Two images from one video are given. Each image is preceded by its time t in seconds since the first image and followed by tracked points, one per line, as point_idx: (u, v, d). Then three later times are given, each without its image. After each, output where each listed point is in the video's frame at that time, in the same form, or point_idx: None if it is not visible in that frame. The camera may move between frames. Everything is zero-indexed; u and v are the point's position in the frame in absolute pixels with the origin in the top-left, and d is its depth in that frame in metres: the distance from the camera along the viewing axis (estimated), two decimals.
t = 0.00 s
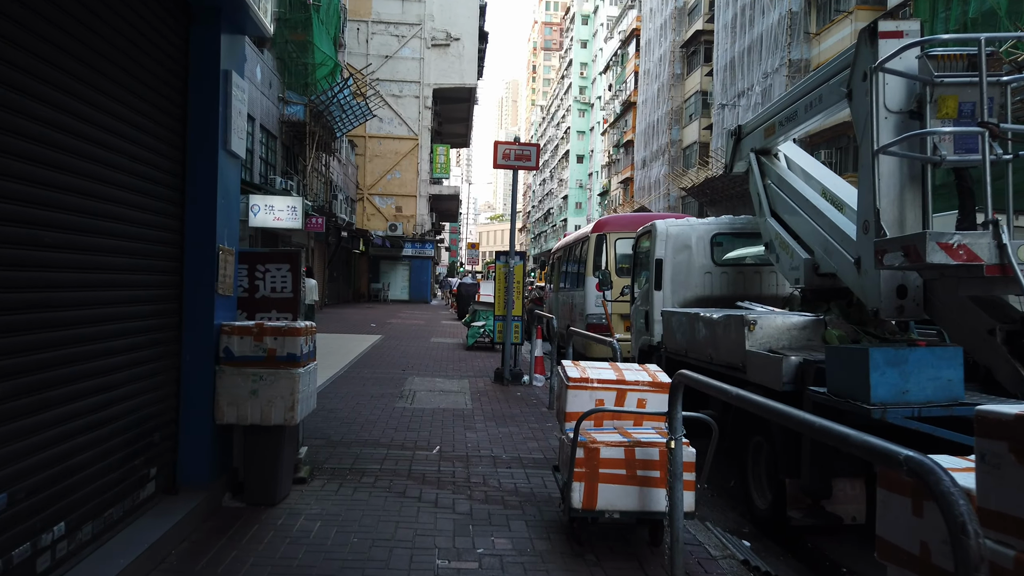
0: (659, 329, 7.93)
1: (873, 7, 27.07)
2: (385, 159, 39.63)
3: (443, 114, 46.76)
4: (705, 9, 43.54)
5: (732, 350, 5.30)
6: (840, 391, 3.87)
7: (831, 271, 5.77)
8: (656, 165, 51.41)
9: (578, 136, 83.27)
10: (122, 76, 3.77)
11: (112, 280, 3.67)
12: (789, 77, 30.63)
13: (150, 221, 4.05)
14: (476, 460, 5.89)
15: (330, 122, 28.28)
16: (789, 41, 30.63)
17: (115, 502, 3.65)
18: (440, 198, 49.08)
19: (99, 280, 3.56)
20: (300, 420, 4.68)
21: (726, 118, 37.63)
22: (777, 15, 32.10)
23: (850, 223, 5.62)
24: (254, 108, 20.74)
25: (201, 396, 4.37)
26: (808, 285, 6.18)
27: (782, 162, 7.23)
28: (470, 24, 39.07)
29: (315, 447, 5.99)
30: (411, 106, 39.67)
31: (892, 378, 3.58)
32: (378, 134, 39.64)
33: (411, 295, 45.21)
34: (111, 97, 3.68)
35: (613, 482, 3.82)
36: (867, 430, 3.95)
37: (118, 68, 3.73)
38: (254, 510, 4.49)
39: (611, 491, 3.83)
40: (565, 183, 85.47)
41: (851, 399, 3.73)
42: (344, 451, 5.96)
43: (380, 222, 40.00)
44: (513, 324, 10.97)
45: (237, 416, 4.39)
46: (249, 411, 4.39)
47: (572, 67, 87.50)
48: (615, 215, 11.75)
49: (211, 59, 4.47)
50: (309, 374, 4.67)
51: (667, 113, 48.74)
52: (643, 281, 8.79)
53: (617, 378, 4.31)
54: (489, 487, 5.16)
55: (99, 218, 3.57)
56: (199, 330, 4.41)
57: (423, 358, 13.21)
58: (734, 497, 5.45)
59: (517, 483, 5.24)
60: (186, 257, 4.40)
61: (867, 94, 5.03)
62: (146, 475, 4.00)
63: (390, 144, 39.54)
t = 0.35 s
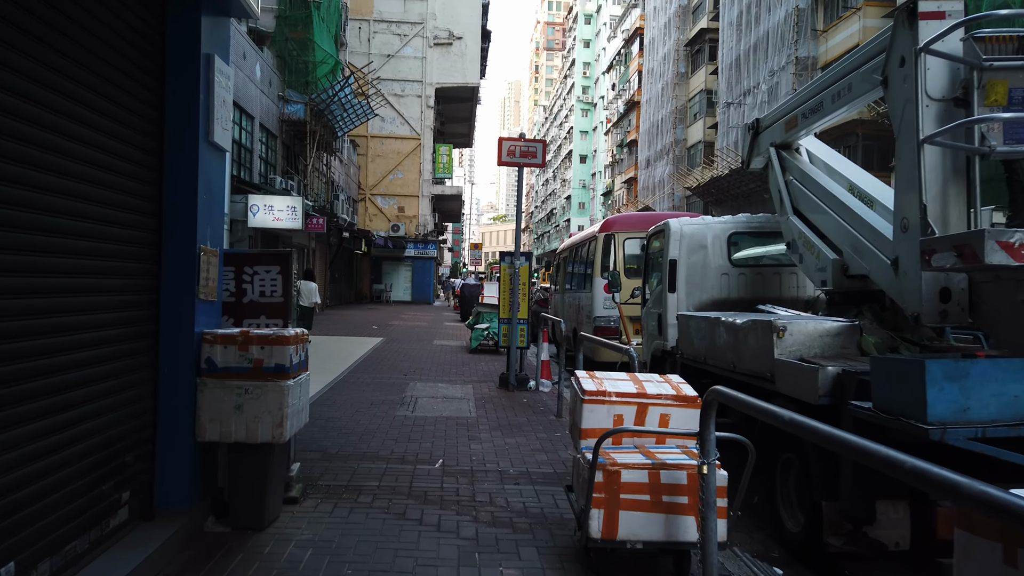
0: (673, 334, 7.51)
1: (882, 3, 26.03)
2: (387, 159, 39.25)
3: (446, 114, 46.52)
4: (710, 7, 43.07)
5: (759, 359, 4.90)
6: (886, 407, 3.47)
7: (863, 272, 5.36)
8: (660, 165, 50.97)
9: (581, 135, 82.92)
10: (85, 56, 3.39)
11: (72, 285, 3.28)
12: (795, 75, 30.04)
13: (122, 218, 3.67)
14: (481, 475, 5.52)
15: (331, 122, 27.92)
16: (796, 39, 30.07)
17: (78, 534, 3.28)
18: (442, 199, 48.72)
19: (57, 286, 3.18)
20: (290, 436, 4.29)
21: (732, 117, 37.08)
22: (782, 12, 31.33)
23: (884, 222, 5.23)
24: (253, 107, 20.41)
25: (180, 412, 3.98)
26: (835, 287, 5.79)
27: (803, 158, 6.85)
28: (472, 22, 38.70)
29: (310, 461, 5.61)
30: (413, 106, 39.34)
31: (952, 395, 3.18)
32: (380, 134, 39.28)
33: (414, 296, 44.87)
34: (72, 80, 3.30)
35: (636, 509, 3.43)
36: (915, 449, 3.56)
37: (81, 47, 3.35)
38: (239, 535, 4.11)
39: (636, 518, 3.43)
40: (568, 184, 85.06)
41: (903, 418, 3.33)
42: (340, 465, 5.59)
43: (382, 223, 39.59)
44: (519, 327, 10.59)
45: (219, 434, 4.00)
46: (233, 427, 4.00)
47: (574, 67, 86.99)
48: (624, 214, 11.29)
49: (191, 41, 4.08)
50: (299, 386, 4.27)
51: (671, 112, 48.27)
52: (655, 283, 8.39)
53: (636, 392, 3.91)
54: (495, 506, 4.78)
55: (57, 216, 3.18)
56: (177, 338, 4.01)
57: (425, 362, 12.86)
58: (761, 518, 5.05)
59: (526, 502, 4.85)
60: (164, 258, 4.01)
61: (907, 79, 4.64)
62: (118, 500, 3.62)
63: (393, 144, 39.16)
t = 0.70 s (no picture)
0: (690, 337, 7.07)
1: None
2: (390, 159, 38.88)
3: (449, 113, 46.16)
4: (716, 5, 42.57)
5: (791, 366, 4.49)
6: (949, 423, 3.07)
7: (901, 271, 4.96)
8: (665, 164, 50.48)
9: (585, 135, 82.44)
10: (44, 27, 3.01)
11: (27, 285, 2.90)
12: (804, 72, 29.47)
13: (87, 210, 3.29)
14: (488, 490, 5.12)
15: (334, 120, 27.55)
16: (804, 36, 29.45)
17: (35, 567, 2.90)
18: (445, 199, 48.34)
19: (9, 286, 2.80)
20: (280, 452, 3.90)
21: (739, 116, 36.52)
22: (790, 9, 30.70)
23: (926, 217, 4.82)
24: (254, 104, 20.05)
25: (157, 426, 3.59)
26: (869, 288, 5.39)
27: (830, 151, 6.46)
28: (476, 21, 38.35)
29: (305, 475, 5.22)
30: (416, 105, 39.00)
31: None
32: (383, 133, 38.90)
33: (417, 297, 44.50)
34: (27, 51, 2.91)
35: (665, 540, 3.04)
36: (978, 470, 3.16)
37: (38, 16, 2.97)
38: (223, 561, 3.72)
39: (666, 549, 3.04)
40: (572, 184, 84.58)
41: (970, 436, 2.92)
42: (337, 479, 5.21)
43: (384, 223, 39.20)
44: (526, 329, 10.19)
45: (200, 450, 3.61)
46: (216, 442, 3.61)
47: (578, 67, 86.52)
48: (633, 212, 10.91)
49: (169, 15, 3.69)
50: (289, 397, 3.87)
51: (676, 111, 47.77)
52: (669, 283, 7.99)
53: (664, 404, 3.51)
54: (505, 525, 4.39)
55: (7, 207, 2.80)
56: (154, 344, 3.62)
57: (429, 364, 12.48)
58: (792, 538, 4.65)
59: (538, 522, 4.45)
60: (140, 255, 3.62)
61: (957, 60, 4.24)
62: (84, 526, 3.24)
63: (396, 144, 38.80)
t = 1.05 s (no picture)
0: (701, 337, 6.66)
1: None
2: (389, 157, 38.47)
3: (448, 111, 45.73)
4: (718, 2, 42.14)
5: (820, 370, 4.09)
6: (1016, 439, 2.67)
7: (937, 267, 4.56)
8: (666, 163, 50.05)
9: (585, 135, 82.01)
10: None
11: None
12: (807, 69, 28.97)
13: (26, 197, 2.90)
14: (486, 505, 4.71)
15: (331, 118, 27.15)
16: (808, 32, 28.96)
17: None
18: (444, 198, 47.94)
19: None
20: (255, 467, 3.49)
21: (741, 114, 36.05)
22: (793, 5, 30.18)
23: (966, 208, 4.42)
24: (249, 100, 19.65)
25: (114, 440, 3.19)
26: (899, 285, 4.99)
27: (851, 139, 6.06)
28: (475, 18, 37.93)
29: (288, 489, 4.81)
30: (415, 103, 38.61)
31: None
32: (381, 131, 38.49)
33: (416, 296, 44.12)
34: None
35: (692, 573, 2.64)
36: None
37: None
38: None
39: None
40: (572, 183, 84.15)
41: None
42: (323, 492, 4.80)
43: (383, 222, 38.76)
44: (527, 329, 9.76)
45: (163, 467, 3.21)
46: (180, 458, 3.21)
47: (578, 66, 86.10)
48: (637, 208, 10.54)
49: None
50: (265, 406, 3.47)
51: (677, 109, 47.35)
52: (678, 281, 7.60)
53: (685, 415, 3.11)
54: (506, 546, 3.98)
55: None
56: (111, 347, 3.21)
57: (427, 366, 12.09)
58: (819, 558, 4.25)
59: (542, 542, 4.05)
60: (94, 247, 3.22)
61: (1004, 32, 3.83)
62: (26, 556, 2.84)
63: (394, 142, 38.38)
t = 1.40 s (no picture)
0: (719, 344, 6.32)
1: None
2: (391, 157, 38.17)
3: (451, 111, 45.42)
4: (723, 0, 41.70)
5: (860, 383, 3.72)
6: None
7: (981, 270, 4.20)
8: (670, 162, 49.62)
9: (588, 135, 81.62)
10: None
11: None
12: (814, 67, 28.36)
13: None
14: (493, 528, 4.34)
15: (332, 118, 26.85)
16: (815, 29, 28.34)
17: None
18: (447, 198, 47.64)
19: None
20: (236, 494, 3.13)
21: (747, 113, 35.47)
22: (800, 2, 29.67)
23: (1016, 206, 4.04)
24: (248, 99, 19.35)
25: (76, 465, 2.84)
26: (937, 289, 4.63)
27: (880, 134, 5.68)
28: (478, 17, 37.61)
29: (279, 510, 4.46)
30: (417, 103, 38.31)
31: None
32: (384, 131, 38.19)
33: (420, 297, 43.84)
34: None
35: None
36: None
37: None
38: None
39: None
40: (576, 184, 83.83)
41: None
42: (316, 513, 4.45)
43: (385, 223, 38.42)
44: (532, 333, 9.40)
45: (131, 496, 2.86)
46: (150, 487, 2.86)
47: (582, 66, 85.77)
48: (647, 207, 10.14)
49: None
50: (247, 427, 3.11)
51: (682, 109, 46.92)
52: (692, 283, 7.24)
53: (718, 438, 2.75)
54: None
55: None
56: (72, 362, 2.86)
57: (430, 369, 11.77)
58: None
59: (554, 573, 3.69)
60: (52, 249, 2.87)
61: None
62: None
63: (396, 142, 38.05)
